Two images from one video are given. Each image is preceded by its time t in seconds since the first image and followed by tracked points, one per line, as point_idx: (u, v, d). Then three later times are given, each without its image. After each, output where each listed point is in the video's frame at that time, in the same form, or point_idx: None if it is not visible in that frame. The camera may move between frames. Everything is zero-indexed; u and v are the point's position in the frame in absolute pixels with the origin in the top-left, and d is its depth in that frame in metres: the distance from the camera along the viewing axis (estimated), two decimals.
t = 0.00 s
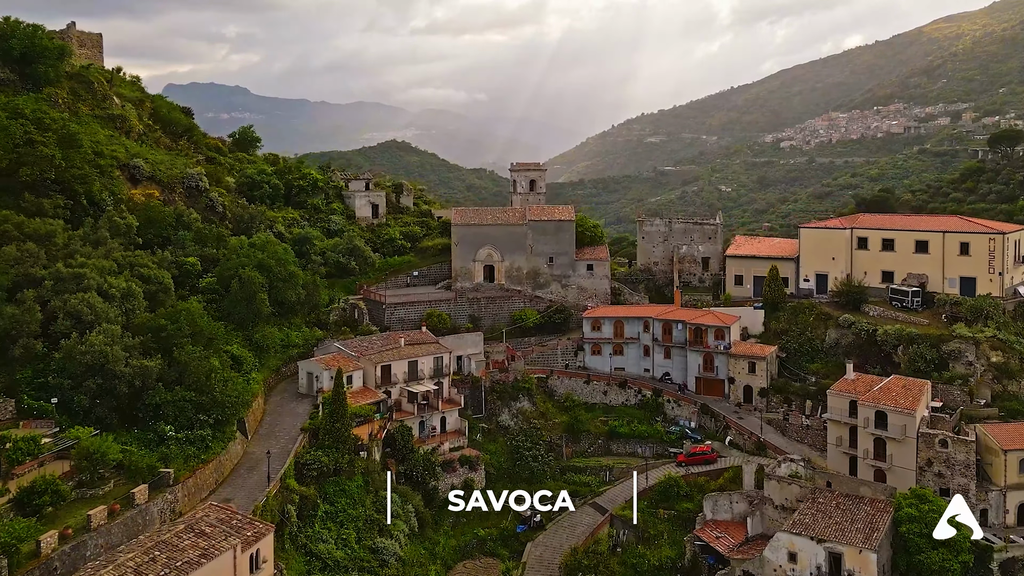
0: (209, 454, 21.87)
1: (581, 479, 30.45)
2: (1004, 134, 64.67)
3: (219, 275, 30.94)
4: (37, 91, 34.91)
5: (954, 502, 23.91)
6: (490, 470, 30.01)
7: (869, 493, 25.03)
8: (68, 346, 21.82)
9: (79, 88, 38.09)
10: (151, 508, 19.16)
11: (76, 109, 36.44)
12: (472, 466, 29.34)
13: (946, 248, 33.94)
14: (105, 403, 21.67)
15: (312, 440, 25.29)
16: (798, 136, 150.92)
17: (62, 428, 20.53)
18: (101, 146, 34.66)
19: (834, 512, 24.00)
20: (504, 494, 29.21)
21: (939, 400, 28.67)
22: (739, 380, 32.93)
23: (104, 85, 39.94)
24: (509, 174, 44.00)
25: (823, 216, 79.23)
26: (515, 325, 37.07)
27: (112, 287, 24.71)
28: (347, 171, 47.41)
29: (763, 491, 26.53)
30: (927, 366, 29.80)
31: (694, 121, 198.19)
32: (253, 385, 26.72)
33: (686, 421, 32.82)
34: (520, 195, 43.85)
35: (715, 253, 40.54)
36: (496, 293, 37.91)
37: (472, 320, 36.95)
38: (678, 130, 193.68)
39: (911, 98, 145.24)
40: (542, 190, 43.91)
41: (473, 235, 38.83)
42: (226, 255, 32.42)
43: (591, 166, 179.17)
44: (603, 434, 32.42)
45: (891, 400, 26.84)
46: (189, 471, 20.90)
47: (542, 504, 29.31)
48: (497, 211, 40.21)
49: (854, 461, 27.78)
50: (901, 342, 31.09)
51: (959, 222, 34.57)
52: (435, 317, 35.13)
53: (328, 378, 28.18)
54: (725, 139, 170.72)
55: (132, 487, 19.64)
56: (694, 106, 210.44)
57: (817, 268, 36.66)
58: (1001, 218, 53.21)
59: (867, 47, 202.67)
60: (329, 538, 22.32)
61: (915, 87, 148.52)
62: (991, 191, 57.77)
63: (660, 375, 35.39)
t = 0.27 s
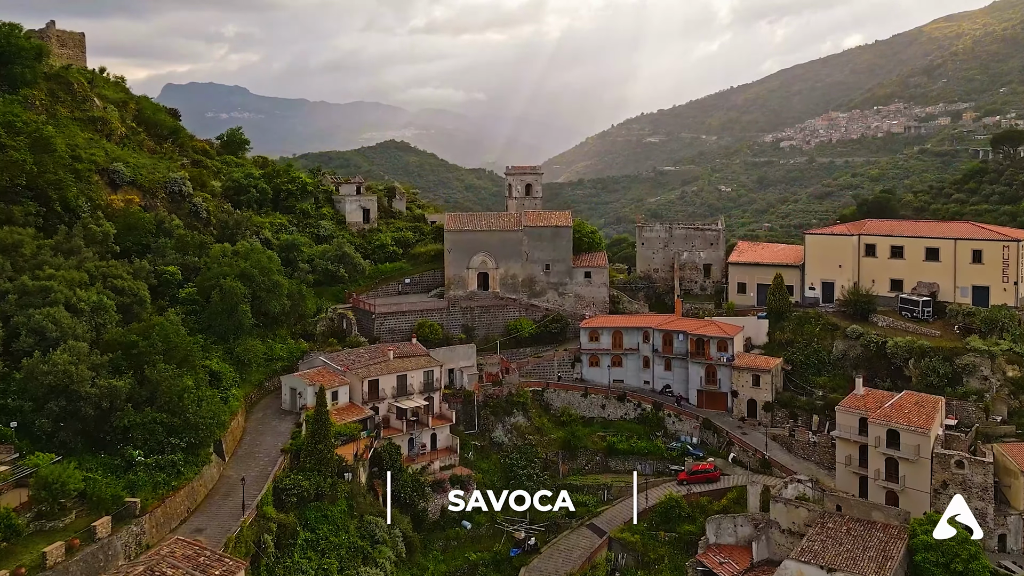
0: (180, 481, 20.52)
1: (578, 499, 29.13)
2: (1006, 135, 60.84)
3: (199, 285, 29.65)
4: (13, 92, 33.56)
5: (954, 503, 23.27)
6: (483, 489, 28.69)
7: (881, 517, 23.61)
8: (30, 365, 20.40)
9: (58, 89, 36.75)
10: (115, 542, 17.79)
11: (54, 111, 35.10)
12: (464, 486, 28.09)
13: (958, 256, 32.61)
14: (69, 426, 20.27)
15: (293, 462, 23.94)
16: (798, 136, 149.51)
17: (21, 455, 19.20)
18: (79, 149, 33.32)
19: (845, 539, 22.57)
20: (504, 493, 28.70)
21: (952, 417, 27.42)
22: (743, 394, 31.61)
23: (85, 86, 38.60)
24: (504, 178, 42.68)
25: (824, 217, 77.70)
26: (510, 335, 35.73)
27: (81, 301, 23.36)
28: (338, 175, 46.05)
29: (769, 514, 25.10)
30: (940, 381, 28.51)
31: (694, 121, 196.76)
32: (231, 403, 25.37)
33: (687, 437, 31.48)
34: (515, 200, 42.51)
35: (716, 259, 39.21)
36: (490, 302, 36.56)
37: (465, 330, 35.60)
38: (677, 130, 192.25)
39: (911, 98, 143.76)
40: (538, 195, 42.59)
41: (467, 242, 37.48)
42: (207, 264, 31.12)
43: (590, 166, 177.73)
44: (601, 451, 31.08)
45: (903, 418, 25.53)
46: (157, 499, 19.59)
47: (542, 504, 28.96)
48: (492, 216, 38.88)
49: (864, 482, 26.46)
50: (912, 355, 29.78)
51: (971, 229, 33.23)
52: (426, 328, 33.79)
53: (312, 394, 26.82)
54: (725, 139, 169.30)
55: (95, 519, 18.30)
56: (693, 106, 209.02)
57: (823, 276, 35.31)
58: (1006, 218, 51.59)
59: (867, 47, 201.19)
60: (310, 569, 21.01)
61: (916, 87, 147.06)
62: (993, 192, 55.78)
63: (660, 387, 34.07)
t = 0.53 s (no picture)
0: (148, 511, 19.18)
1: (575, 521, 27.81)
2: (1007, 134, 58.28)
3: (177, 296, 28.29)
4: None
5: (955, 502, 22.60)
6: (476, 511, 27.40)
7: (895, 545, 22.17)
8: None
9: (36, 91, 35.36)
10: None
11: (30, 114, 33.72)
12: (455, 508, 26.73)
13: (971, 264, 31.28)
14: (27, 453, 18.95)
15: (273, 486, 22.61)
16: (799, 136, 148.10)
17: None
18: (55, 153, 31.95)
19: (858, 570, 21.15)
20: (504, 493, 28.15)
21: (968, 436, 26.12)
22: (748, 409, 30.30)
23: (64, 87, 37.22)
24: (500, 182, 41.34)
25: (825, 218, 76.33)
26: (504, 347, 34.40)
27: (47, 316, 21.99)
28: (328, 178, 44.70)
29: (776, 541, 23.66)
30: (954, 398, 27.24)
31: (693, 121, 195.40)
32: (207, 423, 24.02)
33: (689, 454, 30.16)
34: (511, 205, 41.18)
35: (719, 267, 37.88)
36: (484, 312, 35.21)
37: (458, 340, 34.26)
38: (676, 129, 190.88)
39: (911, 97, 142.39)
40: (535, 199, 41.26)
41: (460, 248, 36.12)
42: (187, 273, 29.81)
43: (589, 166, 176.18)
44: (600, 469, 29.78)
45: (917, 438, 24.18)
46: (122, 532, 18.28)
47: (542, 505, 28.42)
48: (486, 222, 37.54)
49: (876, 504, 25.15)
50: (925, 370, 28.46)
51: (984, 236, 31.91)
52: (417, 339, 32.45)
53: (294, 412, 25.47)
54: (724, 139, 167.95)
55: (51, 558, 16.82)
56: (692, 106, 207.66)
57: (830, 284, 33.95)
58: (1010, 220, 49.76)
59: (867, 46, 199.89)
60: None
61: (916, 86, 145.74)
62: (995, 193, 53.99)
63: (660, 402, 32.74)
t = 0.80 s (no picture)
0: (112, 546, 17.85)
1: (572, 545, 26.48)
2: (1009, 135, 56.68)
3: (155, 309, 26.93)
4: None
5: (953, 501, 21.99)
6: (469, 535, 26.09)
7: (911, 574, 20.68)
8: None
9: (12, 93, 34.00)
10: None
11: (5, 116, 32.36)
12: (445, 531, 25.31)
13: (986, 273, 29.97)
14: None
15: (250, 514, 21.27)
16: (799, 136, 146.81)
17: None
18: (29, 158, 30.58)
19: None
20: (504, 493, 27.54)
21: (986, 457, 24.86)
22: (752, 425, 28.94)
23: (43, 88, 35.84)
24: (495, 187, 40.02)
25: (826, 219, 74.93)
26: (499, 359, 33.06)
27: (9, 333, 20.63)
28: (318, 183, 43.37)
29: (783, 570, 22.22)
30: (971, 416, 25.98)
31: (692, 121, 194.06)
32: (183, 445, 22.65)
33: (692, 473, 28.83)
34: (506, 211, 39.85)
35: (721, 275, 36.56)
36: (478, 322, 33.86)
37: (451, 352, 32.92)
38: (675, 130, 189.49)
39: (912, 97, 141.13)
40: (531, 205, 39.96)
41: (453, 256, 34.75)
42: (166, 284, 28.46)
43: (587, 166, 174.81)
44: (598, 489, 28.50)
45: (934, 461, 22.81)
46: (82, 570, 16.93)
47: (541, 505, 27.85)
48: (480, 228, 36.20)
49: (890, 530, 23.83)
50: (939, 385, 27.16)
51: (999, 243, 30.60)
52: (408, 351, 31.11)
53: (275, 433, 24.11)
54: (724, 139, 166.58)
55: None
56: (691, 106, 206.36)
57: (838, 293, 32.61)
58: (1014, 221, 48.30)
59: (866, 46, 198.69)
60: None
61: (916, 86, 144.50)
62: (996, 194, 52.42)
63: (661, 417, 31.41)
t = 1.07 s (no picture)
0: None
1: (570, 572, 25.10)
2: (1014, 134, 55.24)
3: (129, 322, 25.57)
4: None
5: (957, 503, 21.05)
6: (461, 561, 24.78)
7: None
8: None
9: None
10: None
11: None
12: (436, 558, 23.84)
13: (1002, 283, 28.62)
14: None
15: (225, 546, 19.93)
16: (799, 136, 145.50)
17: None
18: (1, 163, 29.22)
19: None
20: (504, 493, 26.75)
21: (1007, 481, 23.54)
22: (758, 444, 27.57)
23: (19, 90, 34.49)
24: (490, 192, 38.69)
25: (828, 221, 73.58)
26: (493, 372, 31.73)
27: None
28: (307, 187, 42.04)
29: None
30: (990, 436, 24.68)
31: (691, 121, 192.72)
32: (154, 470, 21.27)
33: (695, 493, 27.49)
34: (501, 217, 38.51)
35: (724, 283, 35.21)
36: (472, 333, 32.48)
37: (443, 365, 31.55)
38: (673, 130, 188.13)
39: (912, 97, 139.77)
40: (527, 211, 38.65)
41: (446, 265, 33.37)
42: (142, 296, 27.09)
43: (586, 166, 173.44)
44: (596, 511, 27.23)
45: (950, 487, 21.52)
46: None
47: (541, 505, 27.11)
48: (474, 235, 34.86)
49: (905, 558, 22.48)
50: (955, 403, 25.83)
51: (1015, 252, 29.25)
52: (397, 365, 29.75)
53: (254, 455, 22.74)
54: (723, 139, 165.25)
55: None
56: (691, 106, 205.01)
57: (847, 304, 31.23)
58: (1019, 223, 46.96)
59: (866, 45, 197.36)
60: None
61: (916, 85, 143.21)
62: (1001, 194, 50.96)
63: (662, 433, 30.07)
